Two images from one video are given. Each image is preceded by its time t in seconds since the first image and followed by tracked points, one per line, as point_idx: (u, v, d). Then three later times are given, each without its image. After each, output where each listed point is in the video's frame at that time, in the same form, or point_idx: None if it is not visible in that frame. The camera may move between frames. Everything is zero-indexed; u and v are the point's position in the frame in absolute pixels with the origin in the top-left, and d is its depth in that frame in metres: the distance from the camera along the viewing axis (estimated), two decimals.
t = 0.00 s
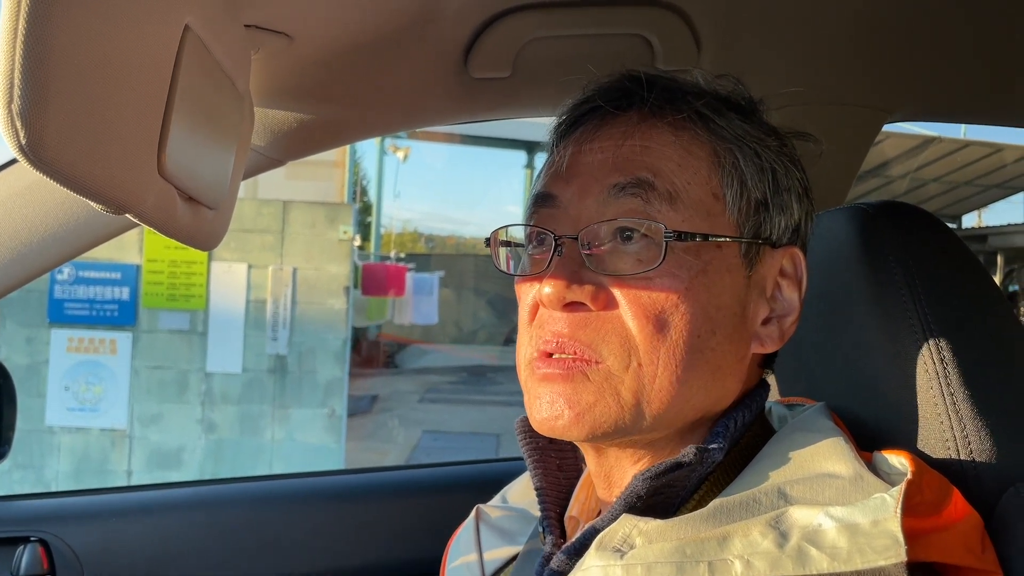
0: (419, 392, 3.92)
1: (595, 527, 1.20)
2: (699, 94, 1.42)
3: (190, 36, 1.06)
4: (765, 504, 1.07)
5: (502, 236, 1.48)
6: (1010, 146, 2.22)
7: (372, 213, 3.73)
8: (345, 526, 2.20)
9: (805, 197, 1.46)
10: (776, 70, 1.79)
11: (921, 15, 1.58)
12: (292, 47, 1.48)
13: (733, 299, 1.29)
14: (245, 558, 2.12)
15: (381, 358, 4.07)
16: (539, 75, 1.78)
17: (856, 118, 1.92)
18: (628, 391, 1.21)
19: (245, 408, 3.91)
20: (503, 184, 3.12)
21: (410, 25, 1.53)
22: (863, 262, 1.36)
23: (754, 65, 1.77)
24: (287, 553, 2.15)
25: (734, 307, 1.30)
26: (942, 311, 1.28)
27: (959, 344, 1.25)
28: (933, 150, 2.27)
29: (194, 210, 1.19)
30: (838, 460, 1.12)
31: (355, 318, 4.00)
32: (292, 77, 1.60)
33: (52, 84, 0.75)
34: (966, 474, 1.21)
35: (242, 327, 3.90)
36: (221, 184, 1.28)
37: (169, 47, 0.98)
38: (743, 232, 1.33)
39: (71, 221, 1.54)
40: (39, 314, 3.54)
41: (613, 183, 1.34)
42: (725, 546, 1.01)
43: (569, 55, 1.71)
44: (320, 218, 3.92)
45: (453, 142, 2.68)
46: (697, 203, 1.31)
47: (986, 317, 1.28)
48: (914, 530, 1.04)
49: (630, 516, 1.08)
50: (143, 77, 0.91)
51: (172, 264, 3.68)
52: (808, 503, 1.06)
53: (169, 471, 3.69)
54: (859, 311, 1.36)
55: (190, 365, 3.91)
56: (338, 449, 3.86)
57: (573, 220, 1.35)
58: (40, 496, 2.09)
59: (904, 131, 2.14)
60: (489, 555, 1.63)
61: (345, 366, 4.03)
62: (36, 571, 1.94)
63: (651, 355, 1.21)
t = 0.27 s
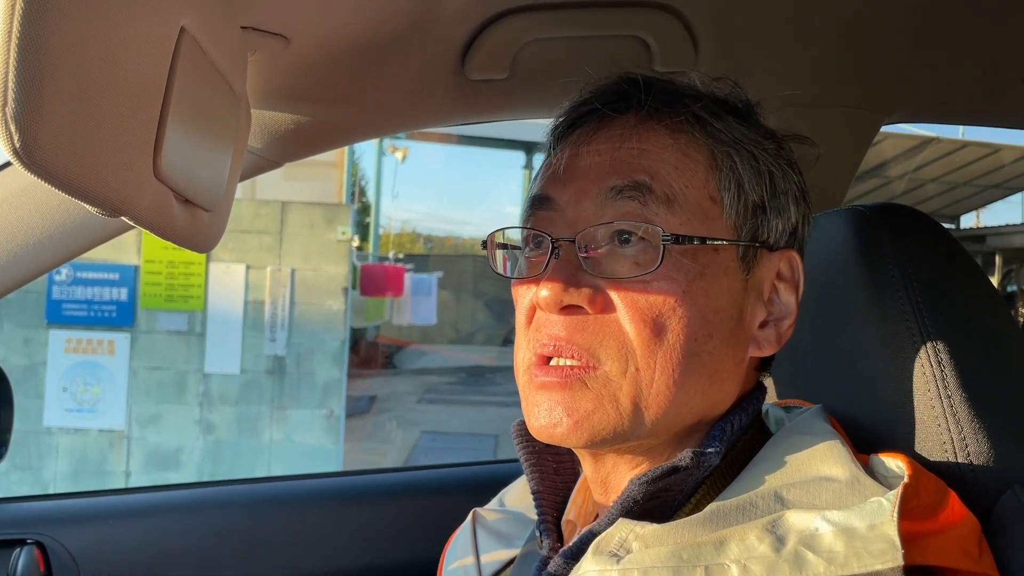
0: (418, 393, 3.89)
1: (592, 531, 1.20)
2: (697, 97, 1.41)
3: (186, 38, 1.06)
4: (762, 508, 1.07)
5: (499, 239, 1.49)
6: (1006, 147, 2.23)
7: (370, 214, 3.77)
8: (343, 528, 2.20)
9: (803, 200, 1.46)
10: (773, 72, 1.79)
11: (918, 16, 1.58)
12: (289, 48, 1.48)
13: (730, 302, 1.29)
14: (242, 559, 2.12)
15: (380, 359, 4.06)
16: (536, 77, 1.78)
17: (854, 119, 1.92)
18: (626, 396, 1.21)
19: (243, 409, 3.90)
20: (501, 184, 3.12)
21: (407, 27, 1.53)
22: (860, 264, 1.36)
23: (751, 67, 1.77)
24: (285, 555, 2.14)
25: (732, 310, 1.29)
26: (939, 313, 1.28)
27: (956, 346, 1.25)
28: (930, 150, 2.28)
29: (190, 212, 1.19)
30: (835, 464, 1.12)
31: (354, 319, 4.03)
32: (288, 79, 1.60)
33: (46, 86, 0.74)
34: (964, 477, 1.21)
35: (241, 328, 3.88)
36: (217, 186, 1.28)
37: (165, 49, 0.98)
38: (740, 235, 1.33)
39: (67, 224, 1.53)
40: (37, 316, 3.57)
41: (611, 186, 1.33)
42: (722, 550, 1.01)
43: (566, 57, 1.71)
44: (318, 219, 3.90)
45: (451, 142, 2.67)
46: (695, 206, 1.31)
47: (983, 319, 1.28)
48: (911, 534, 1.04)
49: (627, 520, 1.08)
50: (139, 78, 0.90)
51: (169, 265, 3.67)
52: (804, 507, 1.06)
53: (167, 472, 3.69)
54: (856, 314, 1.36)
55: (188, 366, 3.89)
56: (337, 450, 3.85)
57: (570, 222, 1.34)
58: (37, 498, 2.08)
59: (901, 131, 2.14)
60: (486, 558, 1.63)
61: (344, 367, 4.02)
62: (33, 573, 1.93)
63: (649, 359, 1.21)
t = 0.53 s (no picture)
0: (417, 393, 3.89)
1: (592, 531, 1.20)
2: (699, 98, 1.41)
3: (184, 37, 1.05)
4: (763, 508, 1.07)
5: (500, 239, 1.48)
6: (1005, 147, 2.24)
7: (369, 214, 3.77)
8: (342, 529, 2.19)
9: (804, 201, 1.45)
10: (772, 72, 1.79)
11: (918, 16, 1.58)
12: (287, 48, 1.48)
13: (731, 303, 1.29)
14: (241, 560, 2.11)
15: (379, 359, 4.04)
16: (535, 77, 1.77)
17: (853, 120, 1.92)
18: (628, 397, 1.21)
19: (242, 409, 3.88)
20: (500, 184, 3.10)
21: (405, 27, 1.52)
22: (861, 264, 1.36)
23: (751, 67, 1.77)
24: (284, 555, 2.14)
25: (733, 311, 1.29)
26: (940, 314, 1.27)
27: (956, 346, 1.25)
28: (929, 150, 2.27)
29: (189, 212, 1.18)
30: (836, 465, 1.12)
31: (353, 319, 4.02)
32: (287, 78, 1.59)
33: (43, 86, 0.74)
34: (964, 478, 1.20)
35: (239, 328, 3.86)
36: (215, 186, 1.27)
37: (162, 48, 0.97)
38: (742, 235, 1.32)
39: (65, 224, 1.53)
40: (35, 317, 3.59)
41: (612, 187, 1.33)
42: (723, 551, 1.00)
43: (565, 57, 1.71)
44: (316, 219, 3.89)
45: (451, 142, 2.66)
46: (697, 207, 1.30)
47: (983, 319, 1.28)
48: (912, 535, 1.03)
49: (627, 520, 1.08)
50: (136, 78, 0.90)
51: (168, 266, 3.66)
52: (805, 508, 1.06)
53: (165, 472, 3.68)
54: (857, 314, 1.36)
55: (186, 366, 3.89)
56: (335, 451, 3.84)
57: (571, 223, 1.34)
58: (35, 498, 2.08)
59: (900, 131, 2.12)
60: (485, 559, 1.62)
61: (343, 368, 4.02)
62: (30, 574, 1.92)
63: (651, 360, 1.21)
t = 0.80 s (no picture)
0: (416, 393, 3.92)
1: (591, 528, 1.20)
2: (700, 97, 1.41)
3: (184, 36, 1.05)
4: (763, 506, 1.07)
5: (501, 238, 1.48)
6: (1004, 147, 2.24)
7: (368, 214, 3.77)
8: (341, 529, 2.19)
9: (805, 200, 1.45)
10: (772, 71, 1.79)
11: (917, 17, 1.58)
12: (287, 47, 1.48)
13: (732, 303, 1.29)
14: (239, 559, 2.11)
15: (377, 359, 4.02)
16: (534, 76, 1.77)
17: (852, 119, 1.93)
18: (630, 398, 1.21)
19: (240, 408, 3.88)
20: (499, 184, 3.10)
21: (405, 26, 1.52)
22: (860, 263, 1.36)
23: (750, 66, 1.77)
24: (283, 555, 2.14)
25: (734, 311, 1.29)
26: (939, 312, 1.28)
27: (954, 345, 1.25)
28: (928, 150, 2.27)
29: (188, 211, 1.18)
30: (836, 463, 1.12)
31: (350, 319, 3.98)
32: (287, 77, 1.59)
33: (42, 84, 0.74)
34: (963, 476, 1.21)
35: (238, 328, 3.85)
36: (215, 185, 1.27)
37: (162, 48, 0.98)
38: (743, 235, 1.33)
39: (65, 223, 1.53)
40: (34, 317, 3.60)
41: (613, 186, 1.33)
42: (722, 548, 1.00)
43: (565, 57, 1.71)
44: (315, 219, 3.89)
45: (450, 142, 2.66)
46: (698, 207, 1.31)
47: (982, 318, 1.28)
48: (911, 533, 1.03)
49: (627, 517, 1.08)
50: (135, 76, 0.90)
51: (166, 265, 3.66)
52: (805, 506, 1.06)
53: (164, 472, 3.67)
54: (855, 313, 1.36)
55: (185, 366, 3.86)
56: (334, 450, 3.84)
57: (572, 222, 1.34)
58: (33, 498, 2.08)
59: (899, 131, 2.11)
60: (483, 556, 1.62)
61: (341, 367, 3.99)
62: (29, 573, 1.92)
63: (652, 361, 1.21)
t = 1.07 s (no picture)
0: (414, 392, 3.92)
1: (589, 529, 1.20)
2: (663, 103, 1.40)
3: (182, 35, 1.05)
4: (761, 505, 1.07)
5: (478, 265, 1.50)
6: (1002, 147, 2.24)
7: (366, 213, 3.78)
8: (339, 528, 2.19)
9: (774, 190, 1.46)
10: (771, 71, 1.79)
11: (915, 17, 1.59)
12: (285, 45, 1.48)
13: (722, 306, 1.30)
14: (237, 559, 2.11)
15: (375, 359, 4.06)
16: (533, 75, 1.77)
17: (850, 118, 1.93)
18: (633, 421, 1.22)
19: (239, 408, 3.89)
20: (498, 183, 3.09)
21: (404, 25, 1.52)
22: (859, 262, 1.36)
23: (749, 65, 1.77)
24: (280, 555, 2.13)
25: (724, 314, 1.30)
26: (937, 311, 1.28)
27: (953, 344, 1.25)
28: (926, 151, 2.26)
29: (186, 210, 1.18)
30: (834, 462, 1.12)
31: (350, 318, 4.00)
32: (285, 76, 1.59)
33: (40, 82, 0.74)
34: (961, 476, 1.21)
35: (236, 328, 3.86)
36: (214, 184, 1.27)
37: (161, 46, 0.97)
38: (725, 238, 1.33)
39: (63, 222, 1.52)
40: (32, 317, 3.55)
41: (590, 207, 1.31)
42: (721, 547, 1.00)
43: (563, 55, 1.71)
44: (314, 219, 3.90)
45: (447, 142, 2.66)
46: (678, 217, 1.30)
47: (980, 317, 1.28)
48: (908, 532, 1.03)
49: (625, 516, 1.08)
50: (133, 75, 0.90)
51: (164, 265, 3.69)
52: (804, 505, 1.06)
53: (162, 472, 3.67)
54: (853, 312, 1.36)
55: (183, 366, 3.90)
56: (332, 450, 3.84)
57: (553, 247, 1.33)
58: (30, 498, 2.07)
59: (895, 131, 2.12)
60: (480, 556, 1.62)
61: (340, 367, 4.02)
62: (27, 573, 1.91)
63: (647, 378, 1.21)
